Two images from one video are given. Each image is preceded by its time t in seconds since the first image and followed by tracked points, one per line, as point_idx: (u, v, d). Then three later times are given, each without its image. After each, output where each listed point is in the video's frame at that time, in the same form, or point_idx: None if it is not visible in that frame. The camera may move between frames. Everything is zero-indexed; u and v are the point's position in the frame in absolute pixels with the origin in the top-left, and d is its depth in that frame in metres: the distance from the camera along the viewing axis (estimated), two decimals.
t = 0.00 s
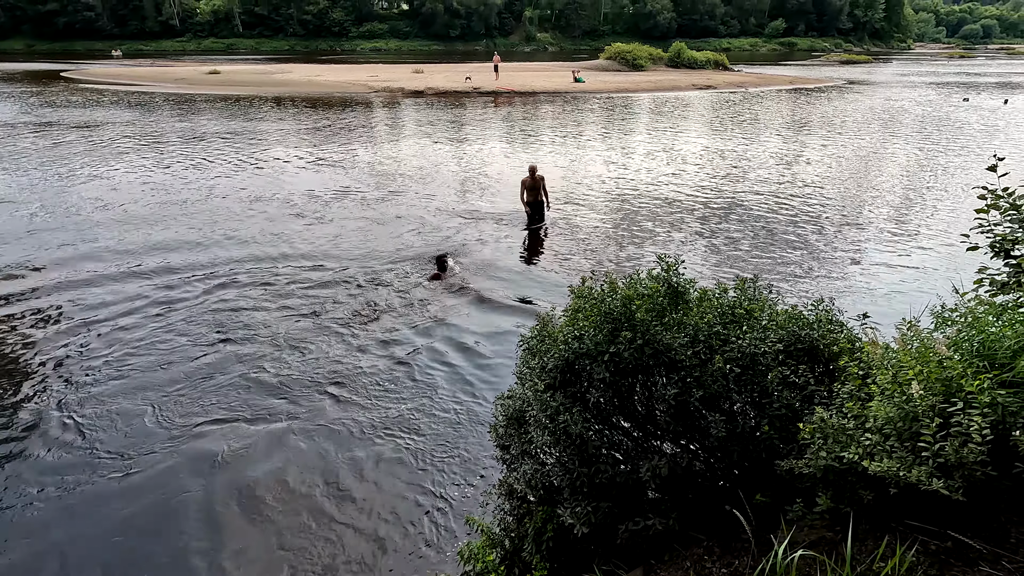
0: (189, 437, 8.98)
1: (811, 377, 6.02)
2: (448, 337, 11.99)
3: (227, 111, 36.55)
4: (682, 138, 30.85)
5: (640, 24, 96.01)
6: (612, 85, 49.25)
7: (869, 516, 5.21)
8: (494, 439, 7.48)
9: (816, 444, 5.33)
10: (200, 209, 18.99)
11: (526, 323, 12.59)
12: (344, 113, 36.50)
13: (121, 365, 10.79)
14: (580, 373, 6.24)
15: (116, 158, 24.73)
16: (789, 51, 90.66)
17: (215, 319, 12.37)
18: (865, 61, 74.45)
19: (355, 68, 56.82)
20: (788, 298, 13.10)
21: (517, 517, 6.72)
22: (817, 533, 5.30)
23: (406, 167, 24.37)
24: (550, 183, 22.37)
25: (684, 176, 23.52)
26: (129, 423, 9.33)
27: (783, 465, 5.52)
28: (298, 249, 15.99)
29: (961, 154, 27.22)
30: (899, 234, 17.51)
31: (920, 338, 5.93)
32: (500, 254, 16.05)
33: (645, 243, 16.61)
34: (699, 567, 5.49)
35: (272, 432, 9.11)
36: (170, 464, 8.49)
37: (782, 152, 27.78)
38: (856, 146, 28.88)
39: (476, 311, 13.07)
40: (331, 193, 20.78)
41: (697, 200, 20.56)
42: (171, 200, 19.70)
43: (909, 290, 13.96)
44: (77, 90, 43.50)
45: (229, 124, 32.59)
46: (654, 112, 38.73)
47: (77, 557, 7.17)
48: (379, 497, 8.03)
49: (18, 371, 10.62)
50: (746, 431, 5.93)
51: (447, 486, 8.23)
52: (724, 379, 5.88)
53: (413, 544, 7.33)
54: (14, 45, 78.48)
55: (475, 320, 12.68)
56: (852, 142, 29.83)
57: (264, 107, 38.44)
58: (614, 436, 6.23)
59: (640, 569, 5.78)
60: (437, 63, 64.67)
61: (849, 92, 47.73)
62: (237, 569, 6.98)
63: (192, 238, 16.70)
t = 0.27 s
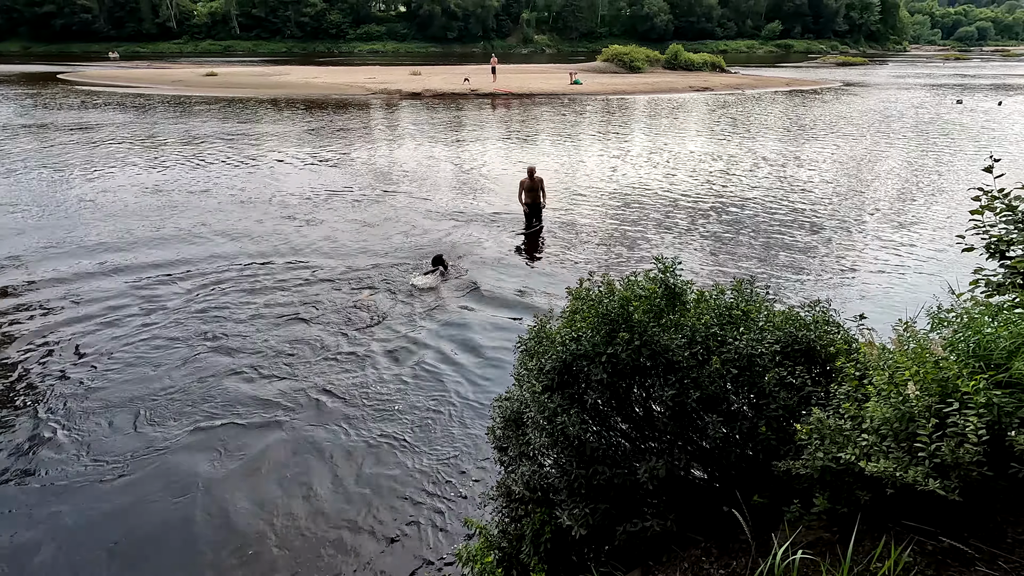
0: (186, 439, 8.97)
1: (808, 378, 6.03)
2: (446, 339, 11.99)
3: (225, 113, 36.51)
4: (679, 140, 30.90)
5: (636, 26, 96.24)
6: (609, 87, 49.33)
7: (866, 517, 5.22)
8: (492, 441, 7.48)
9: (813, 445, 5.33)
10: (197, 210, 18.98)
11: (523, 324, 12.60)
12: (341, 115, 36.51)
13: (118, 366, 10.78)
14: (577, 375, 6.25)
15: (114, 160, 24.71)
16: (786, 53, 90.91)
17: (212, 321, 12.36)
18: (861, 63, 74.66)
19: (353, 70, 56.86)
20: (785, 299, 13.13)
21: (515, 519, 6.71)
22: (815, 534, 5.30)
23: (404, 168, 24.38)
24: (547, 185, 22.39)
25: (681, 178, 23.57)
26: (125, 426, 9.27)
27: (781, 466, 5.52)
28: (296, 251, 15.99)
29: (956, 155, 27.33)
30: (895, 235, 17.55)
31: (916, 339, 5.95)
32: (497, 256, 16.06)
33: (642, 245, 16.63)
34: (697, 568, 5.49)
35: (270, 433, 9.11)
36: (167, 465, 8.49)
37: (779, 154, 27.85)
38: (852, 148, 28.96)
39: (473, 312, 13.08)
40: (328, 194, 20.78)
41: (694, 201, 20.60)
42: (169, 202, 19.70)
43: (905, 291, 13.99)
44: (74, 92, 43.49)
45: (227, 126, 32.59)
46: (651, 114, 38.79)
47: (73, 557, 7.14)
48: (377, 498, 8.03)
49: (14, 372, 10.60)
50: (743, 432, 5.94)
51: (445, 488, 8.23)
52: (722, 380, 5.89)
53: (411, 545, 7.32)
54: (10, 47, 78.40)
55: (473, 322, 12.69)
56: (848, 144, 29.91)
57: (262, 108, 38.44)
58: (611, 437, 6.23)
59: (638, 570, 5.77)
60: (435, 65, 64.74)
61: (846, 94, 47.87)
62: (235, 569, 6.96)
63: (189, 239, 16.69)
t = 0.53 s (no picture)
0: (183, 441, 8.97)
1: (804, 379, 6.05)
2: (443, 340, 12.00)
3: (222, 115, 36.51)
4: (676, 141, 30.97)
5: (633, 28, 96.44)
6: (606, 89, 49.40)
7: (863, 517, 5.22)
8: (489, 443, 7.47)
9: (810, 446, 5.34)
10: (194, 212, 18.98)
11: (521, 326, 12.61)
12: (339, 117, 36.52)
13: (114, 369, 10.75)
14: (575, 376, 6.25)
15: (111, 162, 24.69)
16: (783, 55, 91.17)
17: (209, 322, 12.35)
18: (857, 65, 74.92)
19: (350, 72, 56.89)
20: (782, 301, 13.15)
21: (513, 520, 6.69)
22: (812, 535, 5.31)
23: (401, 170, 24.40)
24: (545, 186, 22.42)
25: (678, 179, 23.62)
26: (123, 429, 9.25)
27: (778, 467, 5.53)
28: (293, 253, 16.00)
29: (952, 157, 27.43)
30: (891, 236, 17.60)
31: (913, 339, 5.97)
32: (495, 257, 16.09)
33: (639, 246, 16.67)
34: (695, 569, 5.50)
35: (267, 435, 9.12)
36: (165, 467, 8.49)
37: (775, 156, 27.92)
38: (848, 149, 29.04)
39: (471, 313, 13.09)
40: (326, 196, 20.78)
41: (691, 202, 20.64)
42: (165, 204, 19.68)
43: (901, 292, 14.03)
44: (71, 94, 43.42)
45: (224, 128, 32.57)
46: (648, 116, 38.88)
47: (70, 559, 7.15)
48: (374, 499, 8.05)
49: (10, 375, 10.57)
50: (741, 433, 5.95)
51: (442, 489, 8.23)
52: (718, 381, 5.90)
53: (409, 547, 7.32)
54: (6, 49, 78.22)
55: (471, 323, 12.69)
56: (844, 145, 30.00)
57: (259, 111, 38.42)
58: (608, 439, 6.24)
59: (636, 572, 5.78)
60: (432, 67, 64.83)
61: (842, 96, 48.03)
62: (233, 570, 6.98)
63: (185, 241, 16.67)
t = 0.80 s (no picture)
0: (178, 444, 8.92)
1: (801, 380, 6.06)
2: (442, 342, 11.99)
3: (219, 117, 36.42)
4: (673, 143, 30.97)
5: (630, 30, 96.61)
6: (604, 91, 49.43)
7: (861, 518, 5.22)
8: (487, 445, 7.46)
9: (807, 447, 5.34)
10: (191, 214, 18.92)
11: (519, 328, 12.61)
12: (336, 119, 36.46)
13: (110, 371, 10.71)
14: (572, 379, 6.24)
15: (106, 164, 24.58)
16: (779, 57, 91.41)
17: (206, 325, 12.32)
18: (853, 67, 75.15)
19: (347, 74, 56.79)
20: (780, 302, 13.16)
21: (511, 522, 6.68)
22: (810, 536, 5.30)
23: (398, 172, 24.36)
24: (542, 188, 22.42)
25: (676, 181, 23.62)
26: (118, 432, 9.21)
27: (775, 468, 5.53)
28: (290, 255, 15.97)
29: (948, 158, 27.52)
30: (889, 237, 17.64)
31: (909, 340, 5.99)
32: (493, 259, 16.09)
33: (637, 248, 16.68)
34: (693, 571, 5.49)
35: (263, 438, 9.09)
36: (160, 470, 8.45)
37: (772, 157, 27.95)
38: (845, 151, 29.10)
39: (469, 315, 13.09)
40: (323, 198, 20.75)
41: (689, 204, 20.65)
42: (162, 206, 19.62)
43: (899, 293, 14.05)
44: (66, 96, 43.23)
45: (221, 130, 32.48)
46: (645, 118, 38.93)
47: (68, 562, 7.14)
48: (371, 500, 8.04)
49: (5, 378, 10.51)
50: (738, 434, 5.96)
51: (439, 492, 8.22)
52: (715, 382, 5.91)
53: (406, 549, 7.31)
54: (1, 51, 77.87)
55: (468, 325, 12.68)
56: (841, 147, 30.05)
57: (256, 113, 38.33)
58: (606, 440, 6.24)
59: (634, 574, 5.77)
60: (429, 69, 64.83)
61: (838, 98, 48.16)
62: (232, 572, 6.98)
63: (182, 243, 16.62)
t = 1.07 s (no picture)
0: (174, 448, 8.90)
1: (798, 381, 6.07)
2: (439, 344, 11.98)
3: (215, 118, 36.40)
4: (670, 144, 31.04)
5: (627, 32, 96.79)
6: (601, 92, 49.51)
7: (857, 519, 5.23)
8: (485, 446, 7.45)
9: (804, 447, 5.35)
10: (188, 216, 18.90)
11: (518, 329, 12.60)
12: (333, 121, 36.45)
13: (107, 373, 10.69)
14: (569, 380, 6.23)
15: (103, 166, 24.54)
16: (776, 58, 91.63)
17: (203, 327, 12.31)
18: (849, 69, 75.40)
19: (344, 76, 56.79)
20: (776, 303, 13.20)
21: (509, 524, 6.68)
22: (807, 536, 5.31)
23: (396, 174, 24.37)
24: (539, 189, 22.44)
25: (673, 183, 23.67)
26: (114, 435, 9.18)
27: (772, 469, 5.54)
28: (287, 256, 15.96)
29: (943, 159, 27.61)
30: (885, 238, 17.69)
31: (906, 340, 6.01)
32: (490, 261, 16.10)
33: (634, 249, 16.71)
34: (690, 571, 5.50)
35: (258, 440, 9.06)
36: (155, 474, 8.42)
37: (769, 159, 28.02)
38: (841, 152, 29.18)
39: (467, 317, 13.09)
40: (320, 200, 20.75)
41: (686, 206, 20.68)
42: (159, 208, 19.59)
43: (894, 294, 14.09)
44: (63, 98, 43.13)
45: (218, 132, 32.45)
46: (642, 119, 39.01)
47: (66, 561, 7.17)
48: (368, 501, 8.04)
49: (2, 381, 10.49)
50: (735, 434, 5.97)
51: (436, 493, 8.21)
52: (712, 383, 5.91)
53: (402, 550, 7.31)
54: None
55: (466, 327, 12.69)
56: (837, 148, 30.13)
57: (253, 114, 38.30)
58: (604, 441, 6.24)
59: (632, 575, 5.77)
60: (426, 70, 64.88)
61: (835, 99, 48.29)
62: (230, 571, 7.01)
63: (179, 245, 16.61)
